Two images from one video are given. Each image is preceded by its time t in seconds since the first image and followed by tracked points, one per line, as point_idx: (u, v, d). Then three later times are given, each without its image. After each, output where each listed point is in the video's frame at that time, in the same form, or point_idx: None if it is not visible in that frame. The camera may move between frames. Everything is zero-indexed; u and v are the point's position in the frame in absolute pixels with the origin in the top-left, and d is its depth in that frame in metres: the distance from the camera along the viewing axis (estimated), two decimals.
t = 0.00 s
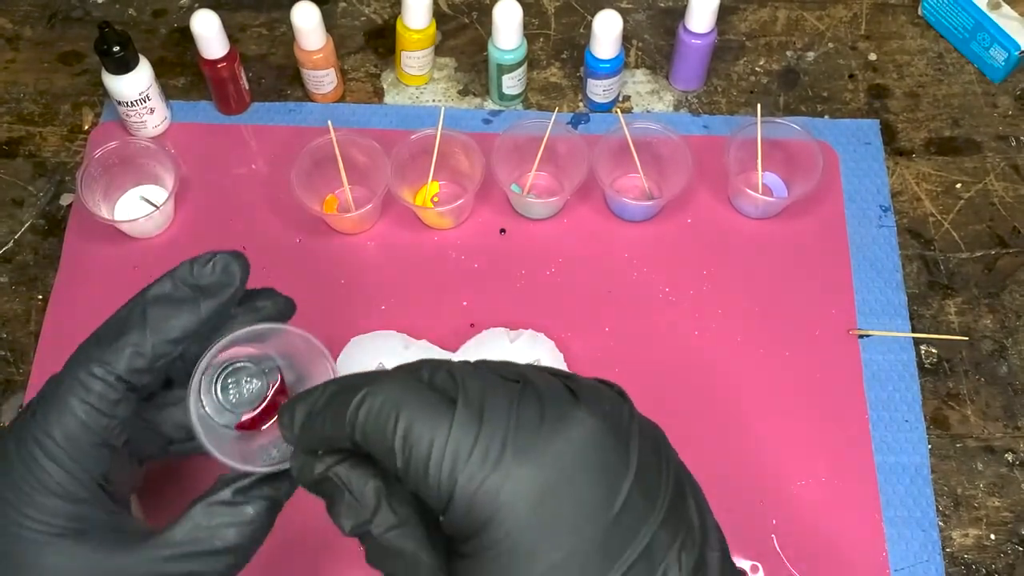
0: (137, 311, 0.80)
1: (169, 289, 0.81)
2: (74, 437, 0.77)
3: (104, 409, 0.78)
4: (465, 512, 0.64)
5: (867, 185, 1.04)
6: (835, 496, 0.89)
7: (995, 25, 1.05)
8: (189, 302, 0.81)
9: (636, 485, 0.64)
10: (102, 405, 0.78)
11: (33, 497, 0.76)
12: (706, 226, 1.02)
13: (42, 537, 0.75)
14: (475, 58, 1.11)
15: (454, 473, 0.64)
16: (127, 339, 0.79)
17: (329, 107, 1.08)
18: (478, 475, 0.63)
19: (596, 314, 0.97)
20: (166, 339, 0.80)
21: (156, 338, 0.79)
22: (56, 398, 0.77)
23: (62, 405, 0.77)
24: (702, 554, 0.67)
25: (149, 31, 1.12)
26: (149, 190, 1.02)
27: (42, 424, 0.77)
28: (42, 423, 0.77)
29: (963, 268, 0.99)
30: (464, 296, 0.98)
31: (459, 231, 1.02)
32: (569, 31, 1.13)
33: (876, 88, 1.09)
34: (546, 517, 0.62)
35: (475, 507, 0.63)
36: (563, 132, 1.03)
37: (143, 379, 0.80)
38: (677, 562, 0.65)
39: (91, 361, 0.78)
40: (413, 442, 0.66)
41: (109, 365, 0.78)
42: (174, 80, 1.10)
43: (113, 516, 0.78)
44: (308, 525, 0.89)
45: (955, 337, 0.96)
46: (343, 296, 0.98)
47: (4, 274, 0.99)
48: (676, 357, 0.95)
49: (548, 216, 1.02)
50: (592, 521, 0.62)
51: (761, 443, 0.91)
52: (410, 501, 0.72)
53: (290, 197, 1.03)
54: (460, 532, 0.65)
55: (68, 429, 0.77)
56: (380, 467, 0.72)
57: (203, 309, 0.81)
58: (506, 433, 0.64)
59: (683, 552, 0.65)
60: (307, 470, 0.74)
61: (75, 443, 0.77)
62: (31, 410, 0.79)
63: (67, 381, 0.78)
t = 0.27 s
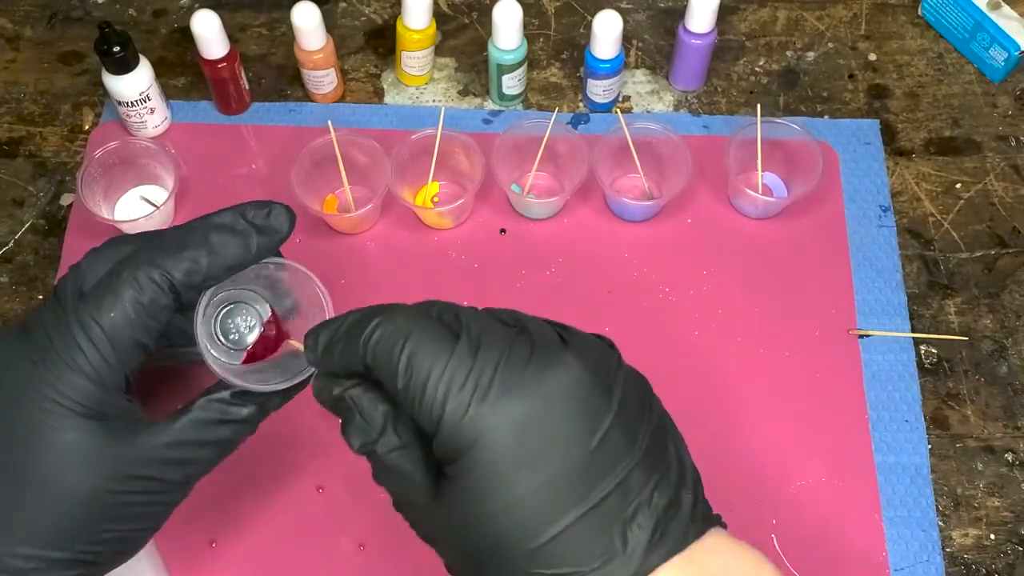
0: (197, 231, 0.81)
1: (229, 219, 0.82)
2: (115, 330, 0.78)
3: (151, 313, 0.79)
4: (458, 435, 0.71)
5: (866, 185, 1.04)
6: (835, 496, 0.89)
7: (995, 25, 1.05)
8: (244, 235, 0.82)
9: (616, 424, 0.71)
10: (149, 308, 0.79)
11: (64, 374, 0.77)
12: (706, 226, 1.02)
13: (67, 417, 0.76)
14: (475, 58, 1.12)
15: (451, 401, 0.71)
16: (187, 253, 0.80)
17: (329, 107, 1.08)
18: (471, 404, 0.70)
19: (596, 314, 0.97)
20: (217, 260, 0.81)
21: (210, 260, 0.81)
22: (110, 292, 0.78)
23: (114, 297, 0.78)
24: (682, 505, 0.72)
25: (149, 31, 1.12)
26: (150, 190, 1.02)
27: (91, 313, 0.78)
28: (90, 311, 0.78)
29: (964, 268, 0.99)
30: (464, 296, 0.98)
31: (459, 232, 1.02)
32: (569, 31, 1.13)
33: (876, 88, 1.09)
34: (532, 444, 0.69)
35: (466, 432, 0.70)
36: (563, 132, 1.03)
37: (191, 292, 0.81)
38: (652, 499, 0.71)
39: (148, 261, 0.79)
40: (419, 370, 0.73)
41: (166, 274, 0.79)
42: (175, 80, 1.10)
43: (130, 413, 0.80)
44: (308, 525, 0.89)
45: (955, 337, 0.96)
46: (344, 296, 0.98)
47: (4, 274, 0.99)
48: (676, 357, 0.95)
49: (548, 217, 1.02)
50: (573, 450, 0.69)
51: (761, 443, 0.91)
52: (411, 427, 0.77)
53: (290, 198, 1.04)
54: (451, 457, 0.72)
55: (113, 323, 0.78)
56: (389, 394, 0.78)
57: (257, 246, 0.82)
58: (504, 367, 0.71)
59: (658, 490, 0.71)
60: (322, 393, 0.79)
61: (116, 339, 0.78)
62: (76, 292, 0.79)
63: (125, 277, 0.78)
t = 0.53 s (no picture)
0: (231, 277, 0.83)
1: (260, 264, 0.84)
2: (160, 372, 0.79)
3: (193, 355, 0.81)
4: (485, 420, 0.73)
5: (867, 184, 1.04)
6: (836, 497, 0.89)
7: (997, 24, 1.05)
8: (278, 279, 0.84)
9: (629, 430, 0.73)
10: (192, 350, 0.80)
11: (113, 414, 0.78)
12: (707, 226, 1.02)
13: (119, 454, 0.78)
14: (475, 57, 1.11)
15: (483, 386, 0.73)
16: (224, 297, 0.82)
17: (328, 107, 1.08)
18: (504, 390, 0.72)
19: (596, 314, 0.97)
20: (253, 303, 0.83)
21: (246, 305, 0.83)
22: (153, 338, 0.79)
23: (158, 342, 0.79)
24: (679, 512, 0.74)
25: (148, 30, 1.11)
26: (149, 190, 1.01)
27: (135, 360, 0.79)
28: (134, 357, 0.79)
29: (964, 268, 0.99)
30: (464, 296, 0.98)
31: (458, 231, 1.01)
32: (569, 30, 1.12)
33: (877, 87, 1.09)
34: (553, 436, 0.71)
35: (495, 416, 0.72)
36: (563, 132, 1.03)
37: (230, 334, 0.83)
38: (654, 507, 0.73)
39: (189, 304, 0.81)
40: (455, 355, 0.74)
41: (206, 318, 0.81)
42: (174, 80, 1.09)
43: (177, 443, 0.82)
44: (307, 525, 0.88)
45: (955, 337, 0.95)
46: (343, 296, 0.98)
47: (2, 274, 0.99)
48: (677, 358, 0.95)
49: (548, 216, 1.02)
50: (588, 448, 0.71)
51: (762, 444, 0.91)
52: (432, 414, 0.78)
53: (289, 198, 1.03)
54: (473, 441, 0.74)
55: (159, 368, 0.79)
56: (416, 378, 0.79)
57: (289, 288, 0.84)
58: (536, 362, 0.73)
59: (660, 497, 0.73)
60: (348, 371, 0.80)
61: (163, 382, 0.80)
62: (120, 338, 0.81)
63: (166, 322, 0.80)
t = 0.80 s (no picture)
0: (223, 304, 0.81)
1: (253, 290, 0.82)
2: (163, 408, 0.78)
3: (194, 386, 0.79)
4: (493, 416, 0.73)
5: (867, 184, 1.04)
6: (836, 497, 0.89)
7: (996, 24, 1.05)
8: (272, 303, 0.82)
9: (631, 429, 0.74)
10: (192, 382, 0.79)
11: (121, 452, 0.78)
12: (707, 226, 1.02)
13: (133, 489, 0.78)
14: (475, 57, 1.11)
15: (492, 381, 0.73)
16: (218, 327, 0.80)
17: (329, 107, 1.08)
18: (513, 388, 0.72)
19: (596, 314, 0.97)
20: (249, 329, 0.81)
21: (242, 331, 0.81)
22: (150, 374, 0.78)
23: (156, 379, 0.78)
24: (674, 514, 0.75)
25: (148, 30, 1.11)
26: (149, 190, 1.01)
27: (135, 397, 0.78)
28: (133, 394, 0.78)
29: (964, 268, 0.99)
30: (464, 296, 0.98)
31: (459, 232, 1.01)
32: (568, 30, 1.12)
33: (877, 87, 1.09)
34: (560, 433, 0.72)
35: (503, 415, 0.72)
36: (563, 132, 1.02)
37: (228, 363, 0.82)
38: (651, 510, 0.73)
39: (184, 337, 0.79)
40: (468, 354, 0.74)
41: (202, 348, 0.79)
42: (174, 80, 1.09)
43: (189, 470, 0.81)
44: (307, 525, 0.88)
45: (955, 337, 0.95)
46: (343, 296, 0.98)
47: (3, 274, 0.99)
48: (677, 358, 0.95)
49: (548, 216, 1.02)
50: (590, 447, 0.72)
51: (762, 443, 0.91)
52: (434, 418, 0.78)
53: (289, 198, 1.03)
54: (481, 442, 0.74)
55: (160, 404, 0.78)
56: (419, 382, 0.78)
57: (284, 311, 0.82)
58: (543, 362, 0.74)
59: (656, 500, 0.74)
60: (353, 374, 0.79)
61: (165, 416, 0.79)
62: (120, 374, 0.80)
63: (161, 357, 0.78)
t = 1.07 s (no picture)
0: (224, 309, 0.81)
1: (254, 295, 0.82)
2: (166, 412, 0.78)
3: (196, 389, 0.80)
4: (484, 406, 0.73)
5: (867, 184, 1.04)
6: (836, 497, 0.89)
7: (997, 24, 1.05)
8: (272, 308, 0.82)
9: (619, 422, 0.75)
10: (194, 385, 0.79)
11: (124, 456, 0.78)
12: (707, 225, 1.02)
13: (136, 492, 0.78)
14: (475, 57, 1.11)
15: (481, 375, 0.74)
16: (219, 332, 0.80)
17: (329, 107, 1.08)
18: (501, 382, 0.73)
19: (596, 314, 0.97)
20: (249, 335, 0.81)
21: (243, 336, 0.81)
22: (151, 377, 0.78)
23: (157, 382, 0.78)
24: (661, 509, 0.74)
25: (148, 30, 1.11)
26: (149, 190, 1.01)
27: (137, 400, 0.78)
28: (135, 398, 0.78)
29: (964, 268, 0.99)
30: (464, 296, 0.98)
31: (458, 232, 1.01)
32: (568, 30, 1.12)
33: (877, 87, 1.09)
34: (548, 425, 0.72)
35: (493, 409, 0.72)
36: (563, 132, 1.02)
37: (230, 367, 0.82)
38: (639, 505, 0.73)
39: (185, 342, 0.79)
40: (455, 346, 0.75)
41: (203, 352, 0.79)
42: (174, 80, 1.09)
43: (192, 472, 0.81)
44: (307, 525, 0.88)
45: (955, 337, 0.95)
46: (343, 296, 0.98)
47: (3, 274, 0.99)
48: (677, 358, 0.95)
49: (548, 216, 1.02)
50: (580, 438, 0.72)
51: (762, 443, 0.91)
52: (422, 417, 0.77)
53: (289, 198, 1.03)
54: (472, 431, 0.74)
55: (162, 408, 0.78)
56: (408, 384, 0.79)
57: (284, 317, 0.82)
58: (531, 356, 0.75)
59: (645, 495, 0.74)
60: (343, 376, 0.79)
61: (167, 420, 0.79)
62: (122, 378, 0.80)
63: (162, 361, 0.79)
